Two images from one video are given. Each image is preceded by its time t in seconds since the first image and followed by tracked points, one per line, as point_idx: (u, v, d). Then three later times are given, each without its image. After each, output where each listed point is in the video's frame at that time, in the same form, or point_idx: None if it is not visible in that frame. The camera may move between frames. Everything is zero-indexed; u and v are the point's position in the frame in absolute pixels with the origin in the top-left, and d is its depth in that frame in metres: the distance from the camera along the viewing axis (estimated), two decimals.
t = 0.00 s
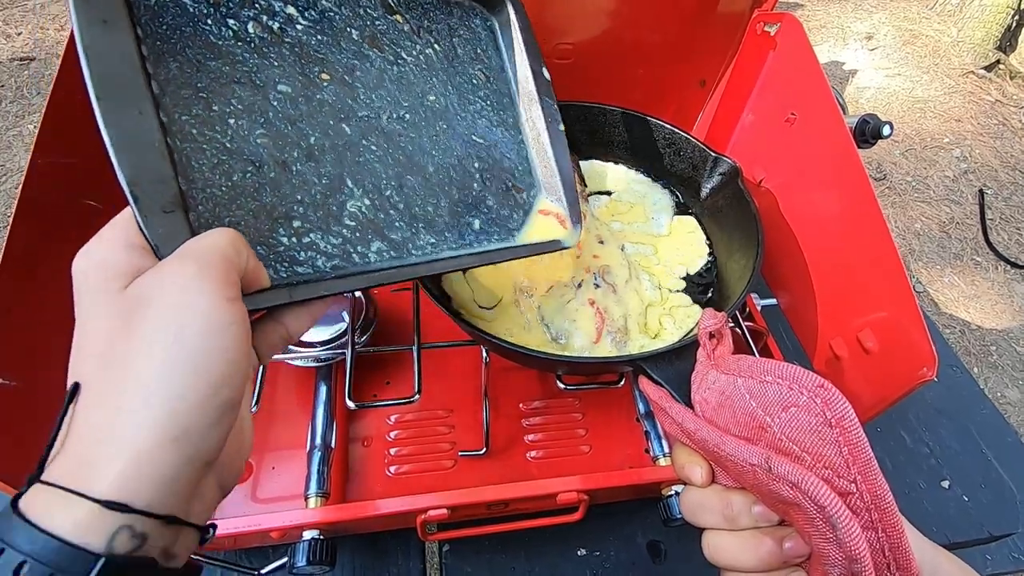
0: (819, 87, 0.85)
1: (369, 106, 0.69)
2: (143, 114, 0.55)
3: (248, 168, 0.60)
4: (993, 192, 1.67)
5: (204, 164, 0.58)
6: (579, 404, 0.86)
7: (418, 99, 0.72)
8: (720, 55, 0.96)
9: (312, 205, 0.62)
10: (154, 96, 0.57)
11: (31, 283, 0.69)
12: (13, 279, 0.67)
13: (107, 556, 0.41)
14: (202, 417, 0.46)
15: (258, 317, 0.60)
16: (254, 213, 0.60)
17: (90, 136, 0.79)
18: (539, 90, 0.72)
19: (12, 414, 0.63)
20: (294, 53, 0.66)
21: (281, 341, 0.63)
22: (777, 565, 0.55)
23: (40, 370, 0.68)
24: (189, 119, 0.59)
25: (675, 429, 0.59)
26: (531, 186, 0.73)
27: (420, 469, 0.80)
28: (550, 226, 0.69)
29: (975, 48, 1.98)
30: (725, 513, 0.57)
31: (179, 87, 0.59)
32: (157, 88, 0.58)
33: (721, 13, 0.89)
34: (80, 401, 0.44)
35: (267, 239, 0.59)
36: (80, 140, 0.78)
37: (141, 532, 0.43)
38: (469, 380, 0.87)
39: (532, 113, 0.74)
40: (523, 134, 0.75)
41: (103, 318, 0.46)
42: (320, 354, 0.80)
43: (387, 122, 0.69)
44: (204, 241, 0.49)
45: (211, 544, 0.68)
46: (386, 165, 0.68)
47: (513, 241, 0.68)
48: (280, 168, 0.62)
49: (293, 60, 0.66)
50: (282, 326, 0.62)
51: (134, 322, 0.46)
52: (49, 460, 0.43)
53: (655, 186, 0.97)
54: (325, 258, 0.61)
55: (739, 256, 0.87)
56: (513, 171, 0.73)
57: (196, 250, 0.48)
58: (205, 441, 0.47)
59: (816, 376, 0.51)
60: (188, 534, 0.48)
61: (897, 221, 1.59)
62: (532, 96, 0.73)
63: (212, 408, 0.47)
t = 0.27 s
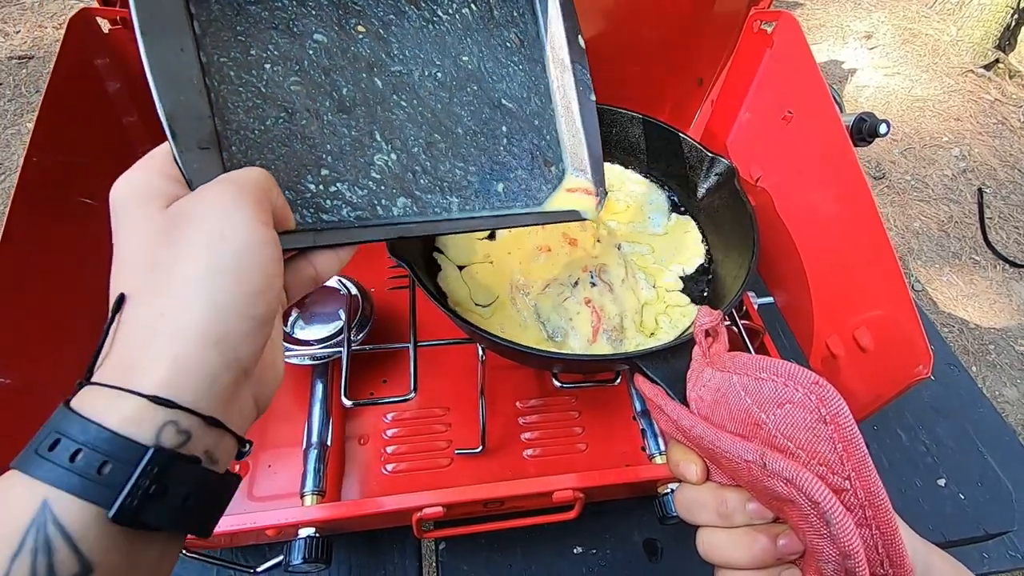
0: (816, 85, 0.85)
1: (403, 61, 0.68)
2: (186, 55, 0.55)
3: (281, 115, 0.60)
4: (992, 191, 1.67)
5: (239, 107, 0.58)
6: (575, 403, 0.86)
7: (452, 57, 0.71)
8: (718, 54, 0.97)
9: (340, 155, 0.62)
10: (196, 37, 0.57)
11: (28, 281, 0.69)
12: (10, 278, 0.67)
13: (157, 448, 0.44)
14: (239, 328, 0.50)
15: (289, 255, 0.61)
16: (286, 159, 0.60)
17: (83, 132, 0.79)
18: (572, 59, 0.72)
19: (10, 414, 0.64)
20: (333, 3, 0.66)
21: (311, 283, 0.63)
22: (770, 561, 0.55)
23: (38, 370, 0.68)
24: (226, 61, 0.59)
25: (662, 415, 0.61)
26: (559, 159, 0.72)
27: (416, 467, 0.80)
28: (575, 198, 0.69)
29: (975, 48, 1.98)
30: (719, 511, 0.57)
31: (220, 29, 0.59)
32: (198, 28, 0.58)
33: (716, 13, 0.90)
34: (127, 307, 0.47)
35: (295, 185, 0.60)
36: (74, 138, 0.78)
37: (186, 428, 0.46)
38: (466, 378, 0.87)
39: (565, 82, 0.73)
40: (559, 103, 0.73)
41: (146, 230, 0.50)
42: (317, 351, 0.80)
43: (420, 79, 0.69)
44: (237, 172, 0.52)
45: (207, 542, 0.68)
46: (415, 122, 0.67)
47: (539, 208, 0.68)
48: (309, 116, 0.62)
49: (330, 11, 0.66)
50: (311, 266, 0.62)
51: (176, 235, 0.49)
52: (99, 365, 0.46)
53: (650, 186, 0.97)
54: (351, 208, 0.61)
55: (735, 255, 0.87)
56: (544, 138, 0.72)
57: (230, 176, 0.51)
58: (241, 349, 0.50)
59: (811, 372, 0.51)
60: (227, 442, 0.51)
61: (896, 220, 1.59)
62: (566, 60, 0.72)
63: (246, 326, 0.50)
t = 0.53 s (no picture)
0: (813, 84, 0.85)
1: (411, 76, 0.67)
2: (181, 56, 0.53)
3: (276, 124, 0.58)
4: (991, 190, 1.67)
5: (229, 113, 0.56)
6: (573, 403, 0.86)
7: (463, 76, 0.69)
8: (716, 54, 0.96)
9: (333, 172, 0.60)
10: (195, 35, 0.54)
11: (26, 280, 0.69)
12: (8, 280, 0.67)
13: (101, 494, 0.44)
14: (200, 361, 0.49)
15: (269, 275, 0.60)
16: (278, 172, 0.58)
17: (79, 132, 0.79)
18: (590, 92, 0.71)
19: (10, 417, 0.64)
20: (345, 11, 0.64)
21: (286, 302, 0.63)
22: (768, 561, 0.55)
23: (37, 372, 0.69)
24: (225, 63, 0.56)
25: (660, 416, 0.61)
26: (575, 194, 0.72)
27: (413, 468, 0.79)
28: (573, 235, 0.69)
29: (974, 47, 1.98)
30: (717, 511, 0.57)
31: (224, 26, 0.57)
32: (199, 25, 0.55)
33: (715, 12, 0.90)
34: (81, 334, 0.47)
35: (282, 200, 0.58)
36: (70, 138, 0.78)
37: (133, 470, 0.46)
38: (464, 378, 0.87)
39: (578, 120, 0.72)
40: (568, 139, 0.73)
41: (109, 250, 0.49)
42: (314, 352, 0.79)
43: (427, 96, 0.67)
44: (217, 189, 0.50)
45: (203, 542, 0.68)
46: (416, 140, 0.66)
47: (537, 242, 0.68)
48: (307, 128, 0.60)
49: (341, 18, 0.64)
50: (289, 287, 0.62)
51: (141, 259, 0.48)
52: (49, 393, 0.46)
53: (649, 184, 0.96)
54: (338, 228, 0.59)
55: (733, 254, 0.86)
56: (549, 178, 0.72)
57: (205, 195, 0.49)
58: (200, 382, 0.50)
59: (809, 372, 0.50)
60: (180, 479, 0.51)
61: (895, 220, 1.59)
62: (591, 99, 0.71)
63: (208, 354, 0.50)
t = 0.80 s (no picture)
0: (817, 82, 0.85)
1: (418, 80, 0.64)
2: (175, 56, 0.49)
3: (274, 127, 0.55)
4: (993, 190, 1.67)
5: (221, 115, 0.52)
6: (575, 402, 0.86)
7: (475, 82, 0.67)
8: (718, 53, 0.96)
9: (328, 182, 0.58)
10: (191, 26, 0.50)
11: (26, 277, 0.69)
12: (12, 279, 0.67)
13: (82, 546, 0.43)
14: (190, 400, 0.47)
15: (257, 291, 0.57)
16: (274, 180, 0.55)
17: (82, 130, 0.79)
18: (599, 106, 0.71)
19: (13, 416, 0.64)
20: (356, 6, 0.61)
21: (272, 320, 0.60)
22: (772, 560, 0.55)
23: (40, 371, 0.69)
24: (223, 58, 0.53)
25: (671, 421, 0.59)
26: (578, 209, 0.71)
27: (415, 466, 0.79)
28: (566, 248, 0.69)
29: (976, 46, 1.98)
30: (721, 509, 0.57)
31: (223, 19, 0.53)
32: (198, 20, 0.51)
33: (716, 13, 0.91)
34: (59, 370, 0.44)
35: (274, 207, 0.55)
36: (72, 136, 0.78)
37: (116, 518, 0.44)
38: (466, 377, 0.87)
39: (583, 136, 0.72)
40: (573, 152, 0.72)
41: (89, 277, 0.45)
42: (316, 350, 0.80)
43: (435, 103, 0.65)
44: (206, 209, 0.47)
45: (206, 540, 0.68)
46: (419, 148, 0.64)
47: (530, 258, 0.68)
48: (308, 132, 0.57)
49: (350, 17, 0.61)
50: (278, 305, 0.59)
51: (127, 289, 0.46)
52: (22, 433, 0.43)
53: (651, 183, 0.96)
54: (330, 239, 0.57)
55: (737, 254, 0.86)
56: (551, 189, 0.71)
57: (203, 217, 0.46)
58: (189, 422, 0.48)
59: (814, 371, 0.51)
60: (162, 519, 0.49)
61: (897, 219, 1.59)
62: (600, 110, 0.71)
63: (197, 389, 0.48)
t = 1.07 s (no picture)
0: (818, 83, 0.85)
1: (455, 48, 0.58)
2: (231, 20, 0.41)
3: (313, 92, 0.48)
4: (994, 191, 1.67)
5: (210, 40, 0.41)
6: (575, 401, 0.86)
7: (506, 53, 0.61)
8: (719, 53, 0.97)
9: (355, 154, 0.53)
10: None
11: (28, 275, 0.69)
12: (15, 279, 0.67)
13: (173, 510, 0.43)
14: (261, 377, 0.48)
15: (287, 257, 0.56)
16: (305, 147, 0.50)
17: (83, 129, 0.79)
18: (619, 87, 0.69)
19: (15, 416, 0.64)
20: None
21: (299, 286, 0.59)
22: (771, 558, 0.56)
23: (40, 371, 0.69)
24: None
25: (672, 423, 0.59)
26: (584, 184, 0.71)
27: (415, 465, 0.80)
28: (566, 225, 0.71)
29: (978, 47, 1.98)
30: (719, 507, 0.57)
31: None
32: None
33: (716, 14, 0.91)
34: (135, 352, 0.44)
35: (304, 173, 0.51)
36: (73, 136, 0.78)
37: (200, 483, 0.45)
38: (466, 376, 0.87)
39: (598, 114, 0.71)
40: (588, 133, 0.71)
41: (158, 255, 0.45)
42: (316, 349, 0.80)
43: (463, 74, 0.59)
44: (257, 189, 0.45)
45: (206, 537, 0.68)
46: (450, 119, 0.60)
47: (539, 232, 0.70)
48: (342, 96, 0.50)
49: None
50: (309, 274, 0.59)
51: (197, 268, 0.45)
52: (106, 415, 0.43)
53: (651, 183, 0.97)
54: (354, 207, 0.55)
55: (737, 253, 0.86)
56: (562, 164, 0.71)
57: (251, 199, 0.45)
58: (259, 398, 0.48)
59: (813, 369, 0.50)
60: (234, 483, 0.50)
61: (897, 220, 1.59)
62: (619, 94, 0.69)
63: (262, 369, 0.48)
